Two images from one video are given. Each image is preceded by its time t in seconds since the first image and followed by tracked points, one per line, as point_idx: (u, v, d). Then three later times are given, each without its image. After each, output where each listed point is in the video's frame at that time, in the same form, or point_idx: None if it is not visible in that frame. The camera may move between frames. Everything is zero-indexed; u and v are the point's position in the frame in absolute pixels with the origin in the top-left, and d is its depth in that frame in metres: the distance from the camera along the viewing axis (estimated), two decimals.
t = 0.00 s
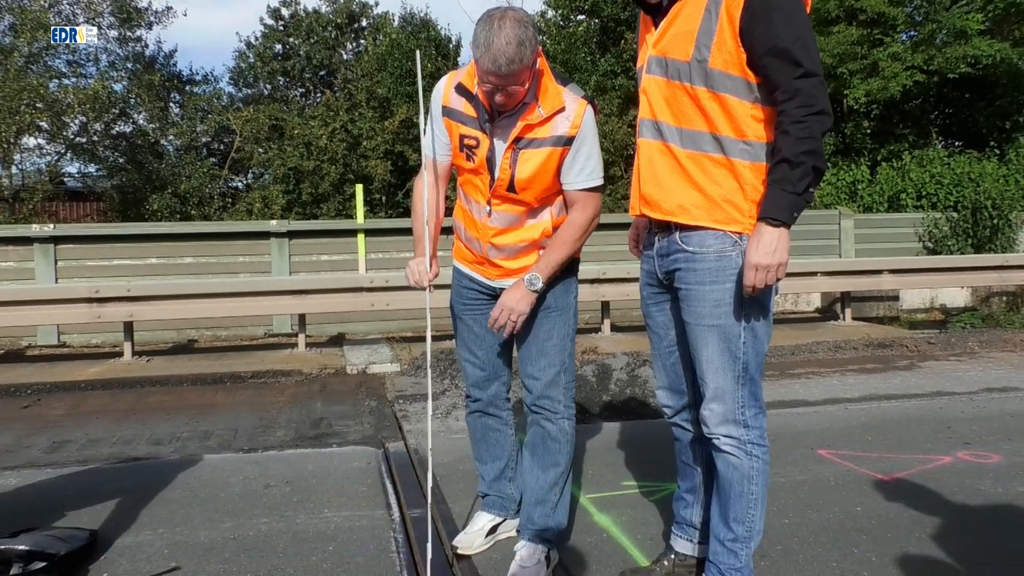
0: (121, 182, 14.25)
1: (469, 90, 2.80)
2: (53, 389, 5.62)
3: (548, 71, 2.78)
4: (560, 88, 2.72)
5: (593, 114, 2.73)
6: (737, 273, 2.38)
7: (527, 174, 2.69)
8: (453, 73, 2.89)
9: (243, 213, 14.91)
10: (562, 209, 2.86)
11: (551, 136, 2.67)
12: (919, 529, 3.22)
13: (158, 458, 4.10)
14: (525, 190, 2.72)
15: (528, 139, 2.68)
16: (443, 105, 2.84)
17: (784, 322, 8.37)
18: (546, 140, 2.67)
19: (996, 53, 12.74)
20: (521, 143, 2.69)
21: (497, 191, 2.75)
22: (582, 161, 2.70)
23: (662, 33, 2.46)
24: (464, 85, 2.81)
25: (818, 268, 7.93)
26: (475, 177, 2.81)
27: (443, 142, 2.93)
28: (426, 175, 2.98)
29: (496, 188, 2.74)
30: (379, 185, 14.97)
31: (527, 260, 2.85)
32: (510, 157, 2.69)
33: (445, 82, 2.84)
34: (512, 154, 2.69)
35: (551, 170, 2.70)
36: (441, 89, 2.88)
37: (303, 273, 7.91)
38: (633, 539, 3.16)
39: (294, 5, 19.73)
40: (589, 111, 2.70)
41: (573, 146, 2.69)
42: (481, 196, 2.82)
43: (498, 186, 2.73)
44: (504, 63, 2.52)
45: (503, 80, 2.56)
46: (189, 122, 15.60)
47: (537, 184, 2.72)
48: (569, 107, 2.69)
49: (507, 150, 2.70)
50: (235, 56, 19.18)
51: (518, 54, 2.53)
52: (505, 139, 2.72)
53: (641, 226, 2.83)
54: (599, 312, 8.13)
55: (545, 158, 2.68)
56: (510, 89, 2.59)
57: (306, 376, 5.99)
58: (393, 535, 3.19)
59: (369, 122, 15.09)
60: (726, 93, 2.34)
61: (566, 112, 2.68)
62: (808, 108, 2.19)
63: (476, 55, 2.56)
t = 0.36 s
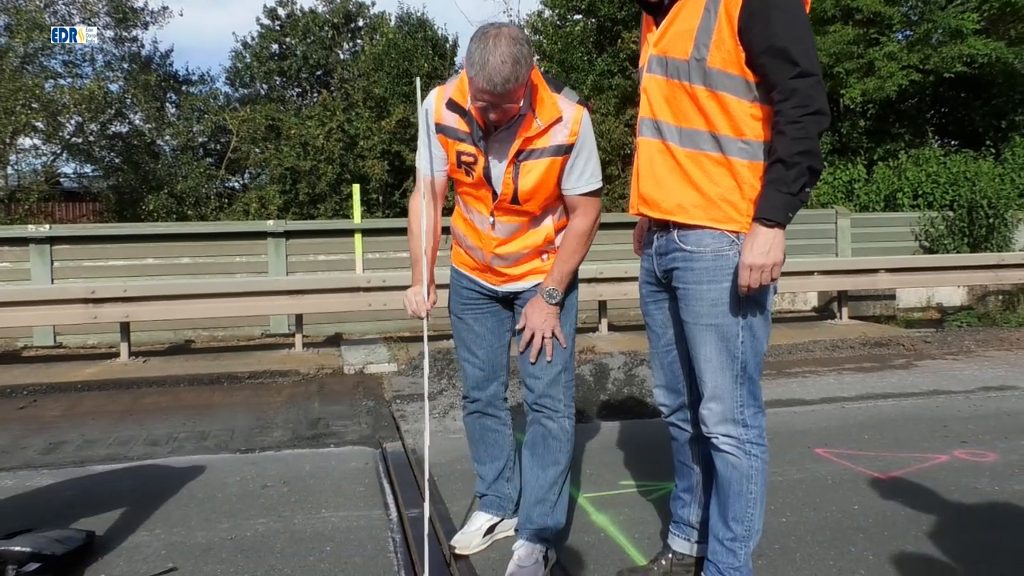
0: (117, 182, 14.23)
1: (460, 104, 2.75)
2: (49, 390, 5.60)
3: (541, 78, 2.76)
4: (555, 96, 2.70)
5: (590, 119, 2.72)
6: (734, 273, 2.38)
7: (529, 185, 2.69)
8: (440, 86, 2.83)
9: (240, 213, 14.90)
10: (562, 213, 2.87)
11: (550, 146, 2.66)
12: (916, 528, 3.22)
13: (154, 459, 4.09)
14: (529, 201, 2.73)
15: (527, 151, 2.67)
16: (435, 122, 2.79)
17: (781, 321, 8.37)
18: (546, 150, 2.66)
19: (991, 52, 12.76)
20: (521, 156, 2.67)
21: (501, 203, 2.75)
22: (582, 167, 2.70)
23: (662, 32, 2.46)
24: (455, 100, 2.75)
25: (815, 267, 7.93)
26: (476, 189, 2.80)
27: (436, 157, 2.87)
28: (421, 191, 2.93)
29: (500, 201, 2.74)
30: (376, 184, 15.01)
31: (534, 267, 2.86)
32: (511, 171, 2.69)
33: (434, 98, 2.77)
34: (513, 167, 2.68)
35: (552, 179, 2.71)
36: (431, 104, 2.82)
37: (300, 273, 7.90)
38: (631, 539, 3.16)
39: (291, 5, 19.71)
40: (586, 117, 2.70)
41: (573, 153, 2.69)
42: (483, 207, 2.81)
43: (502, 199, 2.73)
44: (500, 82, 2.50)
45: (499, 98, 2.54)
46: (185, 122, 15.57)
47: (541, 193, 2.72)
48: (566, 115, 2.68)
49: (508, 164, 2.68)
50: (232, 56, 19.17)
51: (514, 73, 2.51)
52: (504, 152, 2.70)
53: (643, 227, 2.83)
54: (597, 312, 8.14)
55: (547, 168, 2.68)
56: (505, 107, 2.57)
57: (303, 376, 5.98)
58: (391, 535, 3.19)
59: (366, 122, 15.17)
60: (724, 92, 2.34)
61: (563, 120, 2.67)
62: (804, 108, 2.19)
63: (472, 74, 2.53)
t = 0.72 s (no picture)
0: (115, 183, 14.23)
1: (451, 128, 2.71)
2: (47, 391, 5.59)
3: (530, 90, 2.72)
4: (546, 108, 2.68)
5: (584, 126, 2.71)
6: (733, 274, 2.38)
7: (530, 200, 2.68)
8: (428, 109, 2.78)
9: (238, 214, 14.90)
10: (562, 217, 2.88)
11: (548, 159, 2.64)
12: (914, 528, 3.22)
13: (152, 460, 4.08)
14: (531, 213, 2.73)
15: (524, 167, 2.64)
16: (429, 147, 2.76)
17: (779, 320, 8.37)
18: (544, 163, 2.64)
19: (988, 51, 12.77)
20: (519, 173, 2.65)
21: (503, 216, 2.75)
22: (581, 173, 2.70)
23: (662, 31, 2.46)
24: (444, 124, 2.71)
25: (813, 266, 7.94)
26: (476, 205, 2.80)
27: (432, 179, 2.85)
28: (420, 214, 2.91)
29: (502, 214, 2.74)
30: (374, 185, 15.05)
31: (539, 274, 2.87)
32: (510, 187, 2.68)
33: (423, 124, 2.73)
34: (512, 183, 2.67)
35: (553, 189, 2.70)
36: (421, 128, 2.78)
37: (299, 273, 7.89)
38: (630, 539, 3.16)
39: (288, 5, 19.68)
40: (579, 124, 2.68)
41: (571, 161, 2.68)
42: (487, 218, 2.82)
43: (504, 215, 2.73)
44: (488, 107, 2.47)
45: (487, 123, 2.51)
46: (183, 123, 15.53)
47: (542, 204, 2.72)
48: (560, 125, 2.66)
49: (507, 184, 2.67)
50: (229, 57, 19.15)
51: (502, 97, 2.47)
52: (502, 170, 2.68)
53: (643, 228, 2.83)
54: (595, 312, 8.14)
55: (546, 180, 2.66)
56: (494, 129, 2.54)
57: (302, 377, 5.97)
58: (390, 536, 3.19)
59: (364, 122, 15.16)
60: (724, 92, 2.34)
61: (558, 132, 2.65)
62: (804, 109, 2.19)
63: (460, 101, 2.49)
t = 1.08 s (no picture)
0: (114, 183, 14.26)
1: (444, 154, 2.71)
2: (46, 392, 5.59)
3: (517, 109, 2.73)
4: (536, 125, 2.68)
5: (575, 139, 2.72)
6: (732, 278, 2.38)
7: (528, 216, 2.69)
8: (420, 137, 2.78)
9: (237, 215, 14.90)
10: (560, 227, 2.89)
11: (542, 176, 2.65)
12: (913, 530, 3.22)
13: (151, 461, 4.08)
14: (530, 228, 2.74)
15: (519, 186, 2.65)
16: (424, 173, 2.77)
17: (778, 322, 8.37)
18: (539, 180, 2.65)
19: (987, 53, 12.77)
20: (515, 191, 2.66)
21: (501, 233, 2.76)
22: (575, 185, 2.72)
23: (662, 33, 2.46)
24: (436, 150, 2.72)
25: (812, 269, 7.94)
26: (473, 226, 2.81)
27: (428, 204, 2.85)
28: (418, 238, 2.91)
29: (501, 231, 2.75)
30: (374, 186, 15.06)
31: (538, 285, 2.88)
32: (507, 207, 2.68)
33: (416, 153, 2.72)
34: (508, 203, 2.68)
35: (550, 204, 2.70)
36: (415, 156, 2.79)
37: (298, 274, 7.89)
38: (629, 540, 3.16)
39: (288, 6, 19.68)
40: (570, 138, 2.70)
41: (565, 174, 2.69)
42: (485, 234, 2.82)
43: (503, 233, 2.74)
44: (477, 133, 2.47)
45: (476, 149, 2.51)
46: (182, 123, 15.52)
47: (541, 219, 2.72)
48: (552, 140, 2.66)
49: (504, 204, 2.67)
50: (229, 57, 19.17)
51: (490, 123, 2.48)
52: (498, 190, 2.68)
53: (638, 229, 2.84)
54: (594, 313, 8.15)
55: (543, 196, 2.67)
56: (485, 154, 2.54)
57: (301, 378, 5.97)
58: (388, 536, 3.20)
59: (363, 123, 15.17)
60: (724, 95, 2.34)
61: (550, 148, 2.65)
62: (805, 113, 2.19)
63: (450, 129, 2.50)
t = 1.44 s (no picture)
0: (113, 184, 14.26)
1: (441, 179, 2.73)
2: (44, 393, 5.58)
3: (510, 129, 2.74)
4: (531, 143, 2.70)
5: (570, 154, 2.74)
6: (728, 278, 2.38)
7: (527, 231, 2.71)
8: (416, 164, 2.80)
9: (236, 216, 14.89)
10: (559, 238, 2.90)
11: (539, 193, 2.66)
12: (910, 530, 3.23)
13: (149, 462, 4.08)
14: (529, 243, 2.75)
15: (516, 205, 2.66)
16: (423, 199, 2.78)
17: (777, 323, 8.38)
18: (536, 197, 2.66)
19: (985, 55, 12.79)
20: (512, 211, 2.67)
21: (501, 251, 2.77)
22: (572, 198, 2.73)
23: (658, 34, 2.46)
24: (432, 176, 2.73)
25: (811, 270, 7.94)
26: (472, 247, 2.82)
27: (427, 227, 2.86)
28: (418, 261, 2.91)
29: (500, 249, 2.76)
30: (372, 188, 15.11)
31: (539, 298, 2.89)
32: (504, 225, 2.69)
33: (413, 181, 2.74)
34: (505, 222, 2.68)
35: (548, 219, 2.71)
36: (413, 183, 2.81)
37: (296, 275, 7.89)
38: (628, 542, 3.16)
39: (286, 7, 19.68)
40: (565, 153, 2.71)
41: (562, 189, 2.70)
42: (484, 254, 2.84)
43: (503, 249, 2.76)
44: (470, 159, 2.48)
45: (470, 174, 2.52)
46: (181, 124, 15.51)
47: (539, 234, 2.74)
48: (548, 158, 2.68)
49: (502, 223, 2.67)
50: (228, 58, 19.17)
51: (483, 147, 2.49)
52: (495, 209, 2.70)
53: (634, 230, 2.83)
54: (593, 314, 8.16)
55: (541, 212, 2.68)
56: (479, 179, 2.55)
57: (299, 379, 5.97)
58: (386, 537, 3.20)
59: (362, 124, 15.20)
60: (720, 95, 2.35)
61: (545, 164, 2.66)
62: (799, 114, 2.19)
63: (444, 157, 2.51)
